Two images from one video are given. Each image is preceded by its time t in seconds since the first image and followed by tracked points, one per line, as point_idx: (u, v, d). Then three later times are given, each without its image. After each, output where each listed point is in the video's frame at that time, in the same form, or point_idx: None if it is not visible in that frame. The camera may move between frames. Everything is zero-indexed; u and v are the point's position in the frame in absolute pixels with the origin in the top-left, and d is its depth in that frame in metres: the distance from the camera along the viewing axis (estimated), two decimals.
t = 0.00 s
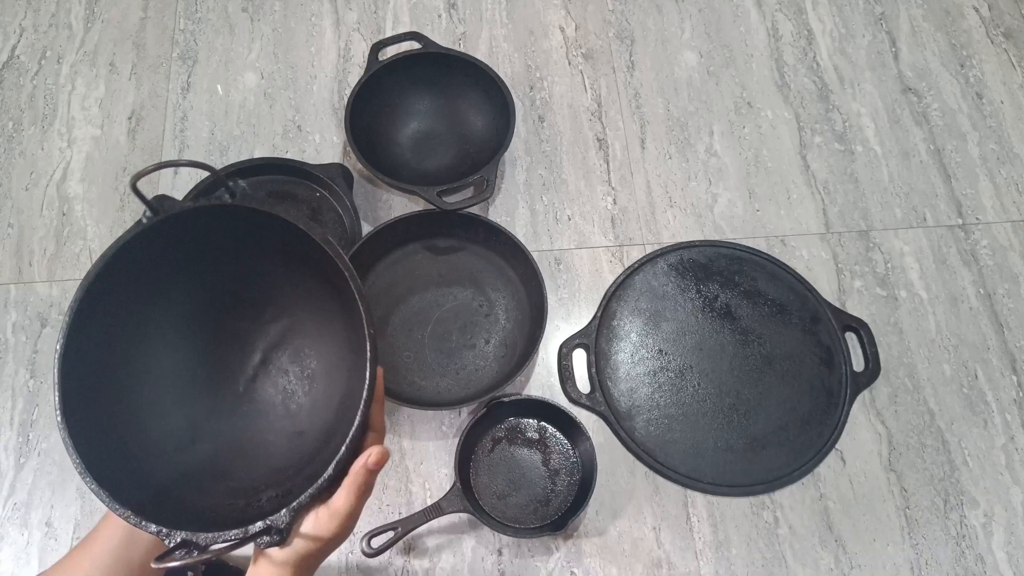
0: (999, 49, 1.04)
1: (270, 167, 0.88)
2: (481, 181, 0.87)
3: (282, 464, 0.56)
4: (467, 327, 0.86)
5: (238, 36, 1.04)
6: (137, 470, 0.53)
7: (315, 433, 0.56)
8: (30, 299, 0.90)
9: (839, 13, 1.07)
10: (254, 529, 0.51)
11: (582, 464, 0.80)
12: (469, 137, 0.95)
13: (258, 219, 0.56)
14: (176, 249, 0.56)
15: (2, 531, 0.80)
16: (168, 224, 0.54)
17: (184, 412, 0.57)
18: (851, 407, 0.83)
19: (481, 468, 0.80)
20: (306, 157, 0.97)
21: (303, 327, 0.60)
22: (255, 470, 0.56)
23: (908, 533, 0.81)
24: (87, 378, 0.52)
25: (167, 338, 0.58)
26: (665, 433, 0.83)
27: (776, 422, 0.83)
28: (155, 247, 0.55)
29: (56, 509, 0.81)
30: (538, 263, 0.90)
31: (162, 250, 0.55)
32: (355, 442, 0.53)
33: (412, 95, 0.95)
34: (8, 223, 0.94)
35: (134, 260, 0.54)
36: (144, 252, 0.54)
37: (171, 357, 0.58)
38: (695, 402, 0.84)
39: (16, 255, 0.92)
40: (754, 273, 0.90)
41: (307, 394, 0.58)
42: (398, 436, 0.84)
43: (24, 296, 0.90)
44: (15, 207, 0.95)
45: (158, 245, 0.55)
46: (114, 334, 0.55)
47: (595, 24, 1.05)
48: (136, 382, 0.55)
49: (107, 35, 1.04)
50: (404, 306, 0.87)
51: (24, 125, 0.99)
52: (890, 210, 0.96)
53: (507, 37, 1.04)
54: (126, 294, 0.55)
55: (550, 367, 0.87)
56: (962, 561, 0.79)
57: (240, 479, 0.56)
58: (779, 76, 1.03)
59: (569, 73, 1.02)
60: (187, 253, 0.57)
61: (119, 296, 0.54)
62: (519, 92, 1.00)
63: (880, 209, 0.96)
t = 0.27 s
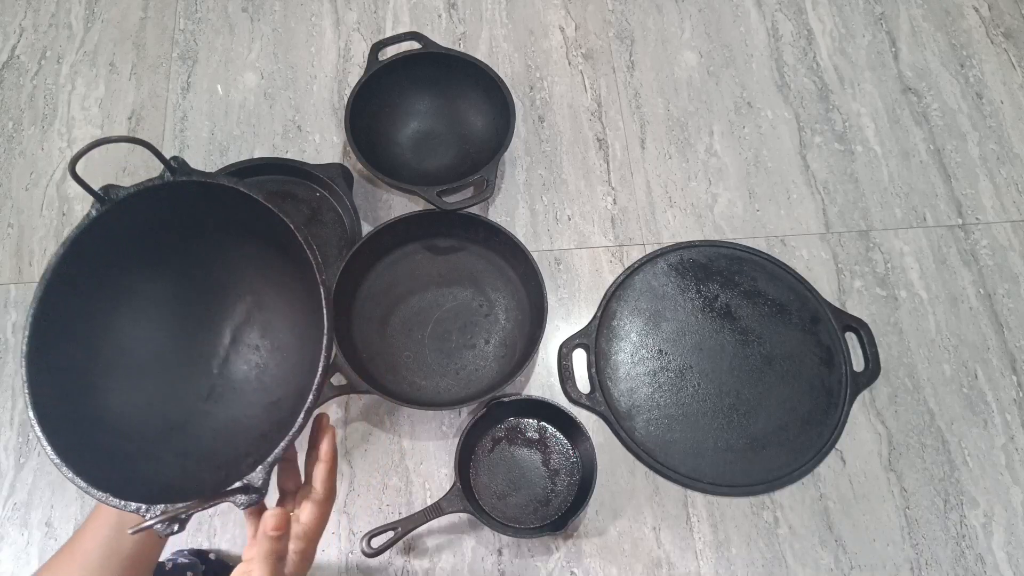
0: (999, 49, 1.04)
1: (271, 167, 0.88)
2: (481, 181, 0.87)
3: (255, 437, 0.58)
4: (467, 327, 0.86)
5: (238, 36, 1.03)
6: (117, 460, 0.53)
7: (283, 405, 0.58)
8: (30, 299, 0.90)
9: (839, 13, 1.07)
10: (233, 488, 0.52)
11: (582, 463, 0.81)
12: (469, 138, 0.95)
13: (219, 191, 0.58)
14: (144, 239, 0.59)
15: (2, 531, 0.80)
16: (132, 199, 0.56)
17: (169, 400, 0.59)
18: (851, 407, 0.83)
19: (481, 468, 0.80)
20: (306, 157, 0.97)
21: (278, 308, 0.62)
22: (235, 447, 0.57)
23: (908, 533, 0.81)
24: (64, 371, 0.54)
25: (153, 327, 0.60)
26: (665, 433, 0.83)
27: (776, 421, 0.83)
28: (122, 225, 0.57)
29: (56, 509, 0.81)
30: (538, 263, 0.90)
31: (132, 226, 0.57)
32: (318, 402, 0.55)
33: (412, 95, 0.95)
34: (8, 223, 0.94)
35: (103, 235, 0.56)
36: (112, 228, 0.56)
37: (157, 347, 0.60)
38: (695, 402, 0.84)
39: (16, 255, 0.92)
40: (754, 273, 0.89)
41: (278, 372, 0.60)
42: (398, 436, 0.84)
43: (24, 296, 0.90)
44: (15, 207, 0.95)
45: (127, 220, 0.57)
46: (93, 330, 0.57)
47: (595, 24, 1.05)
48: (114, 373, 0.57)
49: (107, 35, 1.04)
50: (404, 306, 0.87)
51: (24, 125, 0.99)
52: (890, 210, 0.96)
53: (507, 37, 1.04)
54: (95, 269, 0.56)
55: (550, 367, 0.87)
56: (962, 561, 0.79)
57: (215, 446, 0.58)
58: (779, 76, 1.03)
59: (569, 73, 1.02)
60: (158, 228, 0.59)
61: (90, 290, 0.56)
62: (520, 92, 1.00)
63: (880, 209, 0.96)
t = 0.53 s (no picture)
0: (999, 49, 1.04)
1: (272, 167, 0.89)
2: (481, 181, 0.87)
3: (268, 434, 0.62)
4: (467, 327, 0.86)
5: (238, 36, 1.03)
6: (141, 465, 0.57)
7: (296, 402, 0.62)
8: (30, 299, 0.90)
9: (839, 13, 1.07)
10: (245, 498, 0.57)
11: (582, 463, 0.81)
12: (469, 137, 0.95)
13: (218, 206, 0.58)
14: (139, 248, 0.59)
15: (2, 532, 0.80)
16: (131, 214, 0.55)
17: (176, 400, 0.62)
18: (851, 407, 0.84)
19: (481, 468, 0.80)
20: (306, 158, 0.97)
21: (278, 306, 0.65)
22: (249, 444, 0.61)
23: (908, 533, 0.81)
24: (67, 387, 0.55)
25: (155, 332, 0.62)
26: (665, 433, 0.83)
27: (776, 421, 0.83)
28: (119, 236, 0.56)
29: (56, 509, 0.81)
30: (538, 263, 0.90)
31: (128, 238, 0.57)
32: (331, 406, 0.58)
33: (412, 95, 0.95)
34: (8, 223, 0.94)
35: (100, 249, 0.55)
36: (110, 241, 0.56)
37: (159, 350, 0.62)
38: (695, 402, 0.84)
39: (16, 255, 0.92)
40: (754, 273, 0.89)
41: (289, 367, 0.64)
42: (398, 436, 0.84)
43: (24, 296, 0.90)
44: (15, 207, 0.95)
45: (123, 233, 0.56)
46: (90, 340, 0.57)
47: (595, 24, 1.05)
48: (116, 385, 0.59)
49: (107, 35, 1.04)
50: (404, 306, 0.87)
51: (23, 125, 0.99)
52: (890, 210, 0.96)
53: (507, 37, 1.04)
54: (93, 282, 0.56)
55: (550, 367, 0.87)
56: (962, 561, 0.79)
57: (219, 445, 0.61)
58: (779, 76, 1.03)
59: (569, 72, 1.02)
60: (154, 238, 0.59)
61: (88, 309, 0.57)
62: (520, 92, 1.00)
63: (880, 209, 0.96)
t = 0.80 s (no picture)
0: (999, 48, 1.04)
1: (272, 166, 0.88)
2: (481, 181, 0.87)
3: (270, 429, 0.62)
4: (467, 327, 0.86)
5: (238, 36, 1.03)
6: (144, 462, 0.58)
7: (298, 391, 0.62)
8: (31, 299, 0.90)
9: (839, 13, 1.07)
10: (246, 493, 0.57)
11: (582, 463, 0.81)
12: (469, 137, 0.95)
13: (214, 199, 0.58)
14: (137, 246, 0.59)
15: (2, 532, 0.80)
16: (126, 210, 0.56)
17: (179, 396, 0.62)
18: (851, 407, 0.84)
19: (481, 468, 0.80)
20: (306, 157, 0.97)
21: (278, 291, 0.64)
22: (252, 433, 0.62)
23: (908, 533, 0.81)
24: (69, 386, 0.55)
25: (155, 330, 0.62)
26: (665, 433, 0.83)
27: (776, 421, 0.83)
28: (115, 234, 0.56)
29: (56, 509, 0.81)
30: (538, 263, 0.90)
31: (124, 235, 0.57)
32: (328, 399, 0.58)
33: (412, 94, 0.95)
34: (8, 223, 0.94)
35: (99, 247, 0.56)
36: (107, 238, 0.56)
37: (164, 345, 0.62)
38: (695, 402, 0.84)
39: (16, 255, 0.92)
40: (753, 273, 0.89)
41: (290, 354, 0.64)
42: (398, 436, 0.84)
43: (24, 296, 0.90)
44: (16, 207, 0.95)
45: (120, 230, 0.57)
46: (88, 338, 0.57)
47: (595, 24, 1.05)
48: (119, 382, 0.59)
49: (107, 35, 1.04)
50: (404, 306, 0.87)
51: (24, 125, 0.99)
52: (890, 210, 0.96)
53: (507, 37, 1.04)
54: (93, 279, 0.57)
55: (550, 367, 0.87)
56: (962, 561, 0.79)
57: (222, 441, 0.61)
58: (779, 76, 1.03)
59: (569, 72, 1.02)
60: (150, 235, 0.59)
61: (86, 308, 0.57)
62: (520, 92, 1.00)
63: (880, 209, 0.96)
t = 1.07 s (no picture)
0: (999, 48, 1.04)
1: (272, 166, 0.88)
2: (481, 181, 0.87)
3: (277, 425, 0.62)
4: (467, 327, 0.86)
5: (238, 36, 1.03)
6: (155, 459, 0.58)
7: (305, 381, 0.63)
8: (30, 299, 0.90)
9: (839, 13, 1.07)
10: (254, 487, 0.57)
11: (582, 463, 0.81)
12: (469, 137, 0.95)
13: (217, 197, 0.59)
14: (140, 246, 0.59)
15: (2, 532, 0.80)
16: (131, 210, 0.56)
17: (185, 395, 0.62)
18: (850, 407, 0.84)
19: (481, 468, 0.80)
20: (306, 157, 0.97)
21: (281, 288, 0.65)
22: (258, 429, 0.62)
23: (908, 533, 0.81)
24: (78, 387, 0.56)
25: (160, 329, 0.62)
26: (665, 433, 0.83)
27: (776, 421, 0.83)
28: (120, 234, 0.57)
29: (56, 509, 0.81)
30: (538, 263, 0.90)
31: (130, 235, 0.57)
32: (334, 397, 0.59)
33: (412, 94, 0.95)
34: (8, 223, 0.94)
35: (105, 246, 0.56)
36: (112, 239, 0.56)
37: (166, 344, 0.63)
38: (695, 402, 0.84)
39: (16, 255, 0.92)
40: (754, 273, 0.89)
41: (296, 350, 0.64)
42: (398, 436, 0.84)
43: (24, 296, 0.90)
44: (16, 207, 0.95)
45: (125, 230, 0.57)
46: (94, 338, 0.58)
47: (595, 24, 1.05)
48: (126, 382, 0.59)
49: (107, 35, 1.04)
50: (404, 306, 0.87)
51: (24, 125, 0.99)
52: (890, 210, 0.96)
53: (507, 37, 1.04)
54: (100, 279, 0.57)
55: (550, 367, 0.87)
56: (962, 561, 0.79)
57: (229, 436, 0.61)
58: (779, 76, 1.03)
59: (569, 72, 1.02)
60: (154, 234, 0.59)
61: (91, 308, 0.57)
62: (520, 92, 1.00)
63: (880, 209, 0.96)
